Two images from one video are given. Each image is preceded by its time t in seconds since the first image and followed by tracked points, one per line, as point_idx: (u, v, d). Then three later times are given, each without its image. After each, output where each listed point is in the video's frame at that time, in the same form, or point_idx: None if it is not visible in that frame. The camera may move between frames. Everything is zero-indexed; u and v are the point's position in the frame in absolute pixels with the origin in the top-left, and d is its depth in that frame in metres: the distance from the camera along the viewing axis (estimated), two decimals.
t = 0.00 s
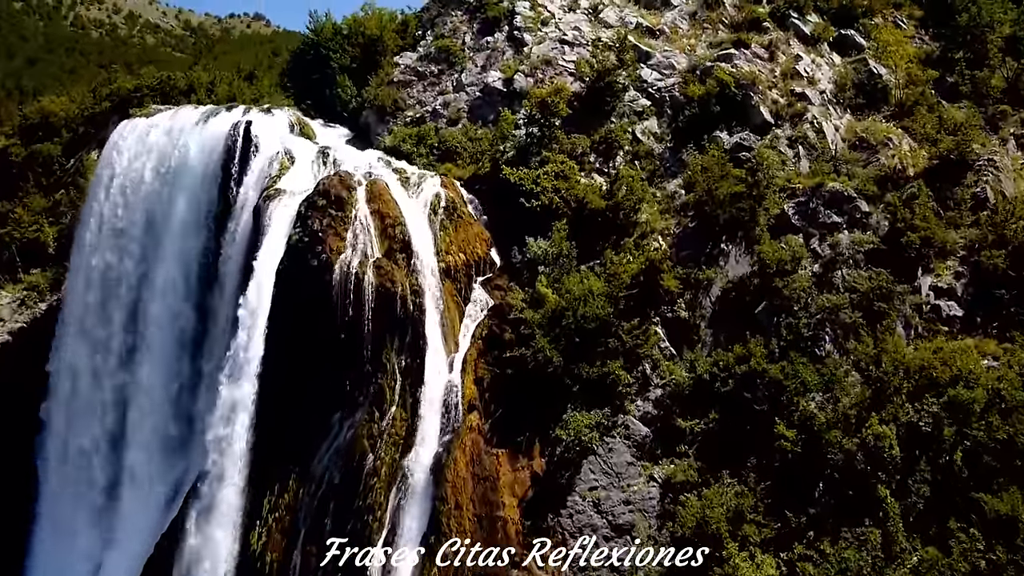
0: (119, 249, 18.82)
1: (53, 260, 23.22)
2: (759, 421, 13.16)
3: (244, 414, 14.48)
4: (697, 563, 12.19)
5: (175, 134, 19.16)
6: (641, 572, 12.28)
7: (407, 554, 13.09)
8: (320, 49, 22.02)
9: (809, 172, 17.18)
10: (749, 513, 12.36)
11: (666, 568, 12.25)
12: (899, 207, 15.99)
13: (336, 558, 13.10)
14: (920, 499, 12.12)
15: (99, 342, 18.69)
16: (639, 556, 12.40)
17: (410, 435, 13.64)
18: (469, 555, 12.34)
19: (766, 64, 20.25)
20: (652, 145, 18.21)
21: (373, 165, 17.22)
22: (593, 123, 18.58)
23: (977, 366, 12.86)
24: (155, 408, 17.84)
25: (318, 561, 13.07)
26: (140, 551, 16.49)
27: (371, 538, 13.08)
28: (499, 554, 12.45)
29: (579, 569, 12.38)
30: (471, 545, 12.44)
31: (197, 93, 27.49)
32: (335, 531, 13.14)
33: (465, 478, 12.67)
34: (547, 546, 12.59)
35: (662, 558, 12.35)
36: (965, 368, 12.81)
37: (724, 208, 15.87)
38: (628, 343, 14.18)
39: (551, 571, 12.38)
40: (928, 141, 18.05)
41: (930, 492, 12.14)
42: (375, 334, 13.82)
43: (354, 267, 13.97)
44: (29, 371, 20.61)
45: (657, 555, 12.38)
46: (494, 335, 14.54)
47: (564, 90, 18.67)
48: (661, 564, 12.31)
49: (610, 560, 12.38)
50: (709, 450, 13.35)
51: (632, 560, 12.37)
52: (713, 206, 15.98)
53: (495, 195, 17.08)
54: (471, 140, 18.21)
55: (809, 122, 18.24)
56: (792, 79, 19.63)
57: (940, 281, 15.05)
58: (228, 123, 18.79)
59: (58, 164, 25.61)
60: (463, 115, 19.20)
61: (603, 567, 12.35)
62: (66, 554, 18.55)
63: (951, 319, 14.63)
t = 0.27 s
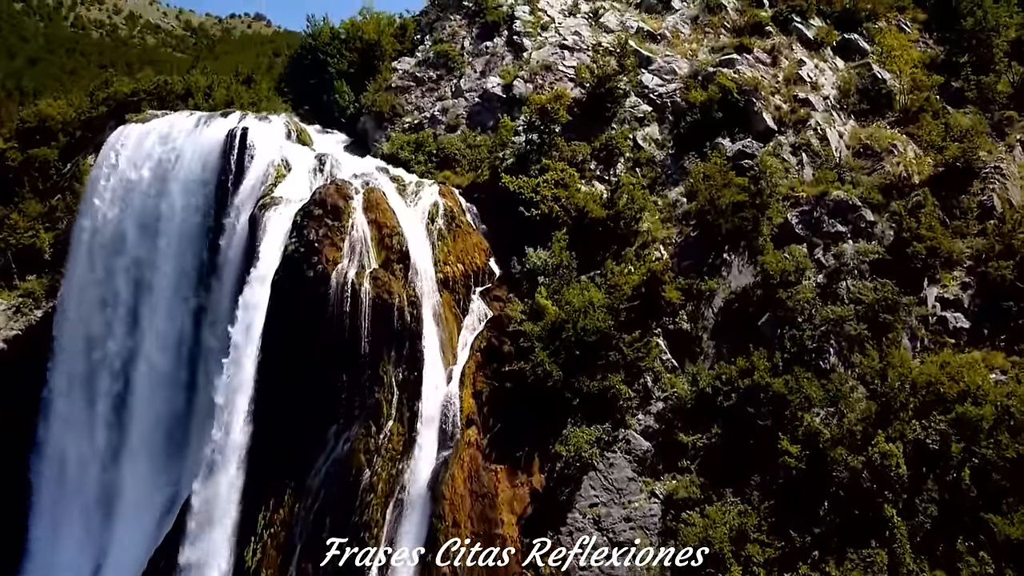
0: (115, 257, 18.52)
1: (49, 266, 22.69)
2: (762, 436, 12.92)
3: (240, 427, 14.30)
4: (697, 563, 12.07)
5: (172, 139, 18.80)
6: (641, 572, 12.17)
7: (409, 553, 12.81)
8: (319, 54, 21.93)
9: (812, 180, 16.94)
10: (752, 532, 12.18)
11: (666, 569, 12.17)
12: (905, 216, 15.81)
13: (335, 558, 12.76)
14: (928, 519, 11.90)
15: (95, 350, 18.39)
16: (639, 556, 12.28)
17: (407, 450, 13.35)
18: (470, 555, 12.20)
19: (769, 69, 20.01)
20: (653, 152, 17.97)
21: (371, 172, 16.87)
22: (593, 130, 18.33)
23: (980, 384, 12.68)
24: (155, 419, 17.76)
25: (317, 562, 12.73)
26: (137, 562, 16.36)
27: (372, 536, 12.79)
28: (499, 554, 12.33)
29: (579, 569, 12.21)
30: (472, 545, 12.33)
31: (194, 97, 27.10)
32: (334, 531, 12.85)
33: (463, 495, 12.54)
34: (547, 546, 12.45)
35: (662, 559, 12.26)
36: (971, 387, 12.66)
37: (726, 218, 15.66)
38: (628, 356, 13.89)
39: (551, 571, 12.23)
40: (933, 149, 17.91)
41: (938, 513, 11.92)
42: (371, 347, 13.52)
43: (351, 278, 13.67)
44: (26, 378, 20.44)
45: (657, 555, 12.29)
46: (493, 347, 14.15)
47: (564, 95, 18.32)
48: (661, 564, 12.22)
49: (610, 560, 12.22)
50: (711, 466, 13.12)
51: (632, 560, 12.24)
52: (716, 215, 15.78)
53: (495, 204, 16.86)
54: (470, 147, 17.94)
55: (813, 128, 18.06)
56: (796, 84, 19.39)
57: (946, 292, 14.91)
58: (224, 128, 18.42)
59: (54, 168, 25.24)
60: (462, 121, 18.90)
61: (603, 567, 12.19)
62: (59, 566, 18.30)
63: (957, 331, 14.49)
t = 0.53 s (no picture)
0: (110, 263, 18.04)
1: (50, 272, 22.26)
2: (768, 449, 12.82)
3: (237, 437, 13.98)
4: (697, 563, 11.94)
5: (170, 144, 18.45)
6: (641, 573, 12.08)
7: (408, 552, 12.55)
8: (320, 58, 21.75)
9: (819, 187, 16.75)
10: (759, 549, 11.97)
11: (666, 569, 12.09)
12: (912, 223, 15.60)
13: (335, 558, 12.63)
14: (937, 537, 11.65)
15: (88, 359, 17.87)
16: (639, 556, 12.21)
17: (407, 464, 13.02)
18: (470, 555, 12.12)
19: (774, 74, 19.81)
20: (657, 158, 17.76)
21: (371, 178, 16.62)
22: (597, 135, 18.11)
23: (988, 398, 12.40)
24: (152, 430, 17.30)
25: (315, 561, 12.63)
26: None
27: (372, 536, 12.59)
28: (499, 554, 12.23)
29: (579, 568, 12.15)
30: (472, 545, 12.25)
31: (195, 101, 26.84)
32: (334, 531, 12.71)
33: (464, 510, 12.39)
34: (547, 546, 12.40)
35: (662, 558, 12.19)
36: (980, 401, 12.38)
37: (731, 227, 15.47)
38: (633, 368, 13.70)
39: (551, 570, 12.20)
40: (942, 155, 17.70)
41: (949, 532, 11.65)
42: (372, 357, 13.33)
43: (351, 288, 13.55)
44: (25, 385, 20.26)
45: (657, 555, 12.20)
46: (494, 358, 14.03)
47: (566, 101, 18.11)
48: (660, 564, 12.14)
49: (610, 559, 12.15)
50: (717, 480, 12.91)
51: (632, 560, 12.17)
52: (721, 223, 15.57)
53: (497, 211, 16.65)
54: (472, 153, 17.76)
55: (819, 134, 17.86)
56: (802, 90, 19.22)
57: (956, 302, 14.68)
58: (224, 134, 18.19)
59: (55, 172, 25.01)
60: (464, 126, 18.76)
61: (603, 567, 12.11)
62: None
63: (967, 342, 14.23)
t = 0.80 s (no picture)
0: (115, 269, 17.92)
1: (55, 277, 22.11)
2: (780, 466, 12.58)
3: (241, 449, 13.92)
4: (697, 563, 11.98)
5: (174, 150, 18.26)
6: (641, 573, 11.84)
7: (408, 552, 12.48)
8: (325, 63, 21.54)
9: (831, 195, 16.47)
10: (770, 571, 11.91)
11: (666, 568, 11.91)
12: (927, 233, 15.33)
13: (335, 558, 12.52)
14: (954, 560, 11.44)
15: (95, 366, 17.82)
16: (639, 556, 11.98)
17: (412, 478, 12.86)
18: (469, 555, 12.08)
19: (785, 78, 19.55)
20: (666, 164, 17.49)
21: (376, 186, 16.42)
22: (605, 142, 17.90)
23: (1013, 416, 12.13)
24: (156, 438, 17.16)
25: (316, 562, 12.54)
26: None
27: (372, 537, 12.49)
28: (499, 554, 12.16)
29: (578, 569, 11.95)
30: (472, 545, 12.22)
31: (201, 106, 26.58)
32: (335, 531, 12.60)
33: (469, 527, 12.31)
34: (547, 546, 12.29)
35: (662, 558, 12.00)
36: (1000, 418, 12.12)
37: (742, 236, 15.20)
38: (642, 382, 13.48)
39: (551, 570, 12.07)
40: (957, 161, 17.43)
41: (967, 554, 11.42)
42: (376, 370, 13.15)
43: (354, 299, 13.33)
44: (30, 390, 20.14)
45: (657, 555, 12.00)
46: (500, 371, 13.84)
47: (574, 107, 17.84)
48: (661, 564, 11.93)
49: (610, 560, 11.89)
50: (728, 496, 12.72)
51: (632, 561, 11.93)
52: (732, 232, 15.30)
53: (504, 220, 16.40)
54: (479, 160, 17.55)
55: (831, 141, 17.60)
56: (814, 95, 18.93)
57: (971, 313, 14.41)
58: (228, 140, 18.00)
59: (60, 177, 24.76)
60: (470, 132, 18.48)
61: (603, 568, 11.87)
62: None
63: (984, 356, 13.96)
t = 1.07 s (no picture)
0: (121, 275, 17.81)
1: (62, 282, 22.03)
2: (794, 483, 12.39)
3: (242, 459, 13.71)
4: (697, 563, 11.97)
5: (180, 155, 18.17)
6: (641, 572, 11.77)
7: (408, 552, 12.43)
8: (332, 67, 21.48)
9: (844, 203, 16.16)
10: None
11: (666, 569, 11.86)
12: (943, 243, 15.02)
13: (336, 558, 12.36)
14: None
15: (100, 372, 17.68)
16: (640, 556, 11.93)
17: (419, 494, 12.76)
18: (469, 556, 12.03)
19: (798, 82, 19.22)
20: (676, 171, 17.26)
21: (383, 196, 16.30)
22: (614, 148, 17.68)
23: None
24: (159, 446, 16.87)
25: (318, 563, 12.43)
26: None
27: (372, 537, 12.31)
28: (499, 554, 12.13)
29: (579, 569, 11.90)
30: (471, 545, 12.17)
31: (208, 109, 26.36)
32: (335, 531, 12.45)
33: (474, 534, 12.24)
34: (547, 546, 12.21)
35: (662, 558, 11.96)
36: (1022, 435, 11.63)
37: (754, 246, 14.93)
38: (651, 397, 13.26)
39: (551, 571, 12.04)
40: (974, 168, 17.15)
41: None
42: (381, 383, 12.89)
43: (360, 311, 13.00)
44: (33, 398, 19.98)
45: (658, 555, 11.97)
46: (507, 384, 13.72)
47: (583, 114, 17.54)
48: (660, 564, 11.88)
49: (609, 560, 11.81)
50: (739, 514, 12.54)
51: (632, 561, 11.86)
52: (743, 242, 15.05)
53: (512, 229, 16.17)
54: (487, 167, 17.35)
55: (844, 147, 17.29)
56: (826, 100, 18.67)
57: (990, 326, 14.07)
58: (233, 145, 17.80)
59: (67, 182, 24.52)
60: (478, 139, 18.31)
61: (603, 567, 11.78)
62: None
63: (1002, 370, 13.57)
